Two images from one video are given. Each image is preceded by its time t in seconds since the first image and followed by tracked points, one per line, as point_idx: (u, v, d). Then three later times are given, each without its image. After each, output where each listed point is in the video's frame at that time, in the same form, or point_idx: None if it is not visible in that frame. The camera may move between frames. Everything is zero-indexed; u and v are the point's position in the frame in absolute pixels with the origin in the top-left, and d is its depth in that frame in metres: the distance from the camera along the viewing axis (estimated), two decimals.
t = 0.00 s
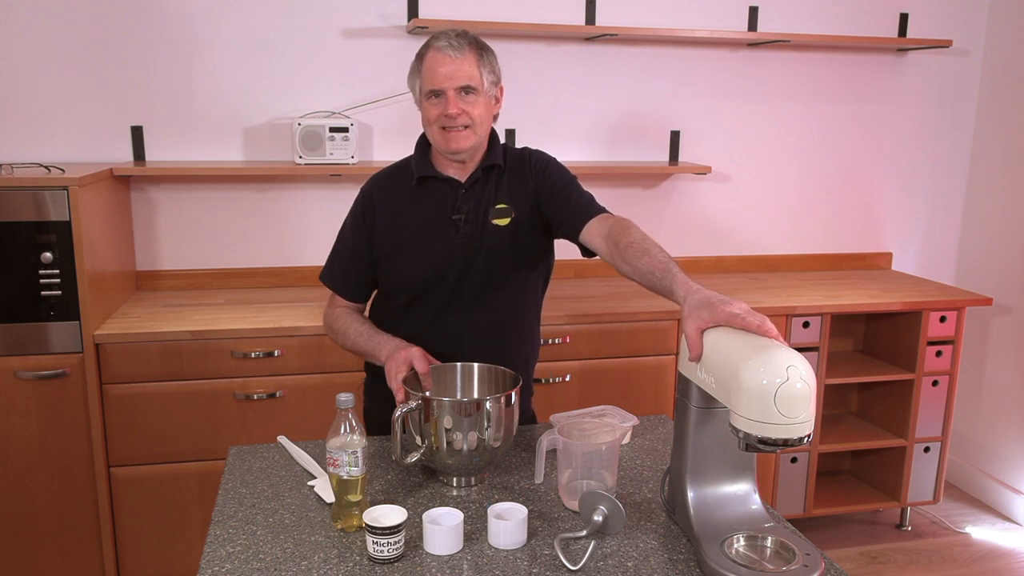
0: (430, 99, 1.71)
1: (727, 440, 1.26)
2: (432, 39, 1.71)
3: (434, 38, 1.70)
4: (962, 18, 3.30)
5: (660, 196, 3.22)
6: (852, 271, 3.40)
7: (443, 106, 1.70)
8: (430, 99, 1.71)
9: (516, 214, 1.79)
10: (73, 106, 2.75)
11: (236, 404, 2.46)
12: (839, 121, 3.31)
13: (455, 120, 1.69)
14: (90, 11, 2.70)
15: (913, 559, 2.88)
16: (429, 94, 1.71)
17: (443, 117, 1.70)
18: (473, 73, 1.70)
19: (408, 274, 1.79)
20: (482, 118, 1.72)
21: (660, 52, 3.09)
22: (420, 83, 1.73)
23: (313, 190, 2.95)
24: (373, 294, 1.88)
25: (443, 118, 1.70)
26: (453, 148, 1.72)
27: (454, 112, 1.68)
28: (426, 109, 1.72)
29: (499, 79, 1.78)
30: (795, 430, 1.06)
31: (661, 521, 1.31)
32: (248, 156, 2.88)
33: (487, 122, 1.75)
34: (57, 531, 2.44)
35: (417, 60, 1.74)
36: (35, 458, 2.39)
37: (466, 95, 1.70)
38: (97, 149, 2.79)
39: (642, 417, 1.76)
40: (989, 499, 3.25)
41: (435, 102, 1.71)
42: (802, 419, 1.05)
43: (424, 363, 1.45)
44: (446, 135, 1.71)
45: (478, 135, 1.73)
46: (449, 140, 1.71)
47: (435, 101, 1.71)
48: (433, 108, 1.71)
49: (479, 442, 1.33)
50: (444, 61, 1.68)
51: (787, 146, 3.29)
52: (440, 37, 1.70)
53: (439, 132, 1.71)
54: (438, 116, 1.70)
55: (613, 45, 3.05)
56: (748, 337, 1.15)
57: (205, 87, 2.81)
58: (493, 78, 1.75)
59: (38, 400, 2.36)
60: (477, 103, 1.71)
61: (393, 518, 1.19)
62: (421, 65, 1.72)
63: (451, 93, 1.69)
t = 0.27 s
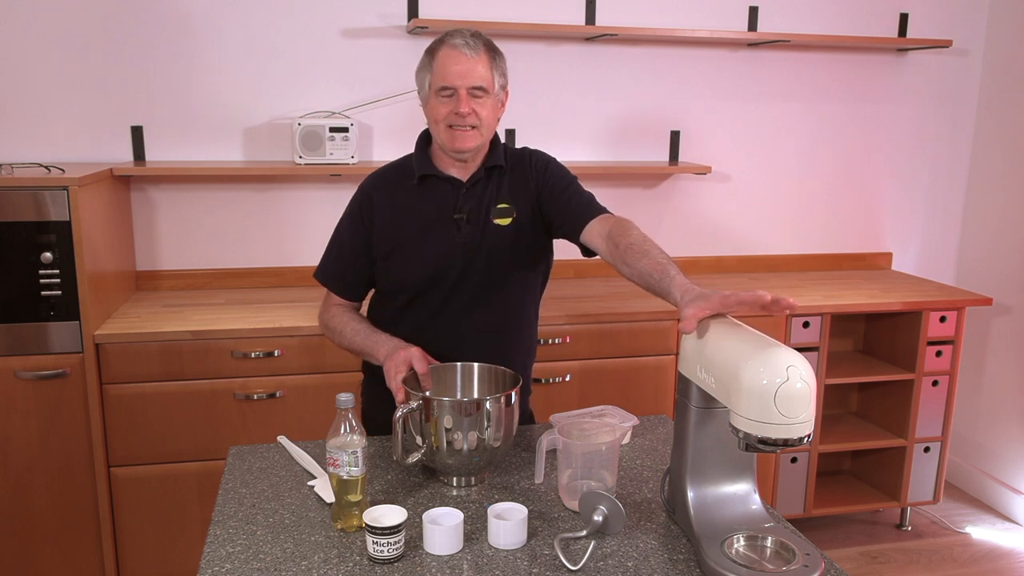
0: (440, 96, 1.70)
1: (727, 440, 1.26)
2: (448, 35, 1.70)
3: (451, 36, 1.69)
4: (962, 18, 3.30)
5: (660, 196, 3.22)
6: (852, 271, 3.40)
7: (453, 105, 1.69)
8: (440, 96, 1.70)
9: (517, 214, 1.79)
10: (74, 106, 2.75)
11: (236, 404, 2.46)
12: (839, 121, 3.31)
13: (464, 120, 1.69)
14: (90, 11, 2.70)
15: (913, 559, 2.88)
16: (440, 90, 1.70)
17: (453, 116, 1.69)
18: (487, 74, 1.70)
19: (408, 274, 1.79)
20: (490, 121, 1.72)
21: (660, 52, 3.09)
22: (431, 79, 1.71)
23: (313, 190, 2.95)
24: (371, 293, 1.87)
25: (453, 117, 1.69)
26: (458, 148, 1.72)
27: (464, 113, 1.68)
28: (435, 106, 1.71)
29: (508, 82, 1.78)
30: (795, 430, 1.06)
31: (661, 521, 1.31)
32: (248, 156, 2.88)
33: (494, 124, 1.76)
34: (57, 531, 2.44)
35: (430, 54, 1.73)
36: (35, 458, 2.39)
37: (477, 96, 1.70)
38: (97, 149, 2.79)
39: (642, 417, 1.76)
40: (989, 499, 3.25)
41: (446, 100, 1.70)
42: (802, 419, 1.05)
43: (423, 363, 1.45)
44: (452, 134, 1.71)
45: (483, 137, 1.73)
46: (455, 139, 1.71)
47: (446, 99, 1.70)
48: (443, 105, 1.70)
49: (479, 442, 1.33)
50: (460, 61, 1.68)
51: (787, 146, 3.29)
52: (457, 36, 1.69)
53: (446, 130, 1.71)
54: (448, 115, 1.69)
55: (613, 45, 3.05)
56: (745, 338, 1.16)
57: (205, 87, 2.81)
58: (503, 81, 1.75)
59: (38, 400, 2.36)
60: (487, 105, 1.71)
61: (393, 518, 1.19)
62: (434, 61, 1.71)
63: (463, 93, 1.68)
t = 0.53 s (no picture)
0: (457, 108, 1.67)
1: (727, 440, 1.26)
2: (475, 48, 1.65)
3: (478, 49, 1.65)
4: (962, 18, 3.30)
5: (660, 196, 3.22)
6: (852, 271, 3.40)
7: (471, 121, 1.67)
8: (458, 109, 1.67)
9: (517, 216, 1.79)
10: (74, 106, 2.75)
11: (236, 404, 2.46)
12: (839, 121, 3.31)
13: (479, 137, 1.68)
14: (89, 11, 2.70)
15: (913, 559, 2.88)
16: (460, 103, 1.67)
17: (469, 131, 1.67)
18: (508, 93, 1.68)
19: (408, 275, 1.79)
20: (501, 136, 1.72)
21: (660, 52, 3.09)
22: (450, 89, 1.67)
23: (314, 190, 2.95)
24: (369, 293, 1.87)
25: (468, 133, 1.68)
26: (467, 161, 1.72)
27: (482, 131, 1.67)
28: (451, 118, 1.68)
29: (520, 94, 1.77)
30: (795, 430, 1.06)
31: (661, 521, 1.31)
32: (248, 156, 2.88)
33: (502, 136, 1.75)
34: (57, 531, 2.44)
35: (452, 61, 1.67)
36: (35, 458, 2.39)
37: (495, 115, 1.68)
38: (97, 149, 2.79)
39: (642, 417, 1.76)
40: (989, 499, 3.25)
41: (463, 114, 1.67)
42: (802, 419, 1.05)
43: (423, 363, 1.45)
44: (464, 147, 1.70)
45: (493, 151, 1.73)
46: (466, 153, 1.71)
47: (464, 113, 1.67)
48: (459, 118, 1.68)
49: (479, 442, 1.33)
50: (486, 78, 1.64)
51: (787, 146, 3.29)
52: (484, 50, 1.65)
53: (459, 144, 1.70)
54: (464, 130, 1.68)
55: (613, 45, 3.05)
56: (730, 330, 1.19)
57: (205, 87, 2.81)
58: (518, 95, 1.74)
59: (38, 400, 2.36)
60: (503, 122, 1.70)
61: (392, 518, 1.19)
62: (456, 71, 1.66)
63: (484, 112, 1.66)
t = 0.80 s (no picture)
0: (443, 92, 1.71)
1: (727, 440, 1.26)
2: (458, 34, 1.72)
3: (460, 35, 1.71)
4: (962, 18, 3.30)
5: (660, 196, 3.22)
6: (852, 271, 3.40)
7: (454, 102, 1.70)
8: (443, 93, 1.71)
9: (516, 215, 1.79)
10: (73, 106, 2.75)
11: (236, 404, 2.46)
12: (838, 121, 3.31)
13: (463, 118, 1.69)
14: (89, 11, 2.70)
15: (913, 559, 2.88)
16: (444, 87, 1.71)
17: (453, 113, 1.69)
18: (492, 76, 1.71)
19: (408, 275, 1.79)
20: (490, 123, 1.73)
21: (660, 52, 3.09)
22: (437, 76, 1.72)
23: (314, 190, 2.95)
24: (369, 293, 1.87)
25: (452, 115, 1.69)
26: (454, 147, 1.71)
27: (463, 110, 1.69)
28: (438, 103, 1.72)
29: (512, 91, 1.80)
30: (795, 430, 1.06)
31: (661, 521, 1.31)
32: (248, 156, 2.88)
33: (493, 128, 1.75)
34: (57, 531, 2.44)
35: (438, 52, 1.74)
36: (35, 458, 2.39)
37: (479, 97, 1.71)
38: (97, 149, 2.79)
39: (642, 417, 1.76)
40: (989, 499, 3.25)
41: (448, 96, 1.71)
42: (802, 419, 1.05)
43: (423, 362, 1.45)
44: (449, 132, 1.70)
45: (483, 139, 1.73)
46: (452, 137, 1.70)
47: (449, 95, 1.71)
48: (444, 102, 1.71)
49: (479, 442, 1.33)
50: (467, 59, 1.69)
51: (787, 145, 3.29)
52: (467, 35, 1.71)
53: (445, 128, 1.71)
54: (448, 112, 1.69)
55: (613, 45, 3.05)
56: (730, 330, 1.19)
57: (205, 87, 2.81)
58: (507, 88, 1.77)
59: (38, 400, 2.36)
60: (490, 107, 1.72)
61: (393, 518, 1.19)
62: (441, 58, 1.73)
63: (465, 91, 1.69)
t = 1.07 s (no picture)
0: (425, 91, 1.73)
1: (727, 440, 1.26)
2: (437, 34, 1.74)
3: (439, 34, 1.74)
4: (962, 18, 3.30)
5: (660, 196, 3.22)
6: (852, 271, 3.40)
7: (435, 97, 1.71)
8: (425, 91, 1.73)
9: (516, 214, 1.79)
10: (73, 106, 2.75)
11: (236, 404, 2.46)
12: (838, 121, 3.31)
13: (442, 111, 1.70)
14: (89, 11, 2.70)
15: (913, 559, 2.88)
16: (426, 85, 1.73)
17: (433, 108, 1.70)
18: (469, 67, 1.71)
19: (408, 275, 1.79)
20: (472, 115, 1.71)
21: (660, 51, 3.09)
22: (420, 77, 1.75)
23: (314, 190, 2.95)
24: (370, 293, 1.87)
25: (433, 110, 1.70)
26: (440, 141, 1.72)
27: (441, 103, 1.69)
28: (422, 102, 1.74)
29: (502, 82, 1.77)
30: (795, 430, 1.06)
31: (661, 521, 1.31)
32: (248, 156, 2.88)
33: (482, 120, 1.74)
34: (57, 531, 2.44)
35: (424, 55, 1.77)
36: (35, 458, 2.39)
37: (458, 89, 1.70)
38: (97, 149, 2.79)
39: (642, 416, 1.76)
40: (989, 499, 3.25)
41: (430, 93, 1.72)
42: (802, 419, 1.05)
43: (423, 362, 1.45)
44: (434, 127, 1.71)
45: (466, 132, 1.72)
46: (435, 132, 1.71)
47: (429, 92, 1.72)
48: (427, 100, 1.72)
49: (479, 442, 1.33)
50: (442, 54, 1.70)
51: (787, 145, 3.29)
52: (444, 34, 1.73)
53: (429, 124, 1.72)
54: (429, 108, 1.71)
55: (613, 45, 3.05)
56: (730, 331, 1.19)
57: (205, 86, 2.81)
58: (493, 78, 1.75)
59: (38, 400, 2.36)
60: (469, 98, 1.71)
61: (393, 518, 1.19)
62: (425, 58, 1.75)
63: (442, 84, 1.70)
